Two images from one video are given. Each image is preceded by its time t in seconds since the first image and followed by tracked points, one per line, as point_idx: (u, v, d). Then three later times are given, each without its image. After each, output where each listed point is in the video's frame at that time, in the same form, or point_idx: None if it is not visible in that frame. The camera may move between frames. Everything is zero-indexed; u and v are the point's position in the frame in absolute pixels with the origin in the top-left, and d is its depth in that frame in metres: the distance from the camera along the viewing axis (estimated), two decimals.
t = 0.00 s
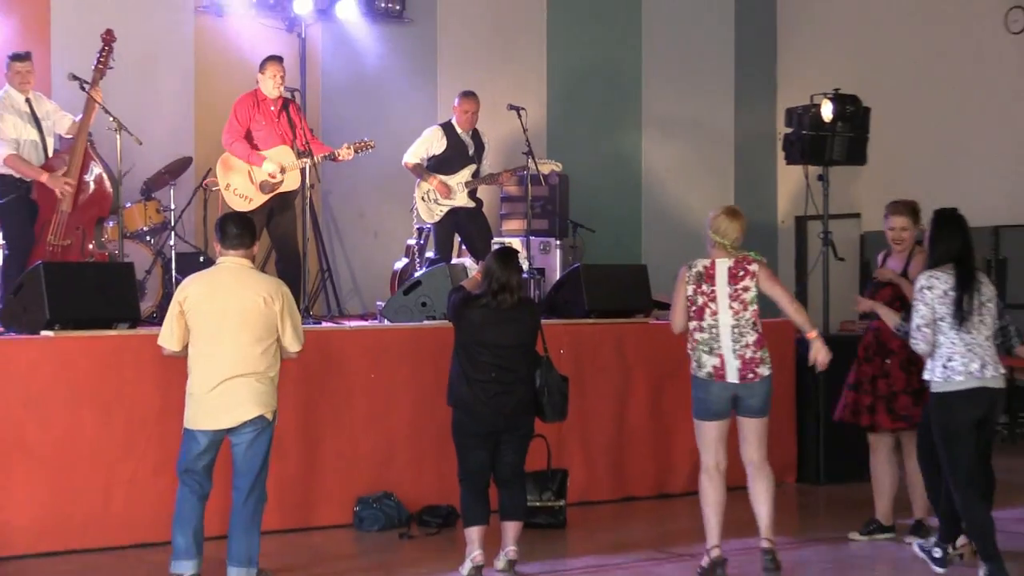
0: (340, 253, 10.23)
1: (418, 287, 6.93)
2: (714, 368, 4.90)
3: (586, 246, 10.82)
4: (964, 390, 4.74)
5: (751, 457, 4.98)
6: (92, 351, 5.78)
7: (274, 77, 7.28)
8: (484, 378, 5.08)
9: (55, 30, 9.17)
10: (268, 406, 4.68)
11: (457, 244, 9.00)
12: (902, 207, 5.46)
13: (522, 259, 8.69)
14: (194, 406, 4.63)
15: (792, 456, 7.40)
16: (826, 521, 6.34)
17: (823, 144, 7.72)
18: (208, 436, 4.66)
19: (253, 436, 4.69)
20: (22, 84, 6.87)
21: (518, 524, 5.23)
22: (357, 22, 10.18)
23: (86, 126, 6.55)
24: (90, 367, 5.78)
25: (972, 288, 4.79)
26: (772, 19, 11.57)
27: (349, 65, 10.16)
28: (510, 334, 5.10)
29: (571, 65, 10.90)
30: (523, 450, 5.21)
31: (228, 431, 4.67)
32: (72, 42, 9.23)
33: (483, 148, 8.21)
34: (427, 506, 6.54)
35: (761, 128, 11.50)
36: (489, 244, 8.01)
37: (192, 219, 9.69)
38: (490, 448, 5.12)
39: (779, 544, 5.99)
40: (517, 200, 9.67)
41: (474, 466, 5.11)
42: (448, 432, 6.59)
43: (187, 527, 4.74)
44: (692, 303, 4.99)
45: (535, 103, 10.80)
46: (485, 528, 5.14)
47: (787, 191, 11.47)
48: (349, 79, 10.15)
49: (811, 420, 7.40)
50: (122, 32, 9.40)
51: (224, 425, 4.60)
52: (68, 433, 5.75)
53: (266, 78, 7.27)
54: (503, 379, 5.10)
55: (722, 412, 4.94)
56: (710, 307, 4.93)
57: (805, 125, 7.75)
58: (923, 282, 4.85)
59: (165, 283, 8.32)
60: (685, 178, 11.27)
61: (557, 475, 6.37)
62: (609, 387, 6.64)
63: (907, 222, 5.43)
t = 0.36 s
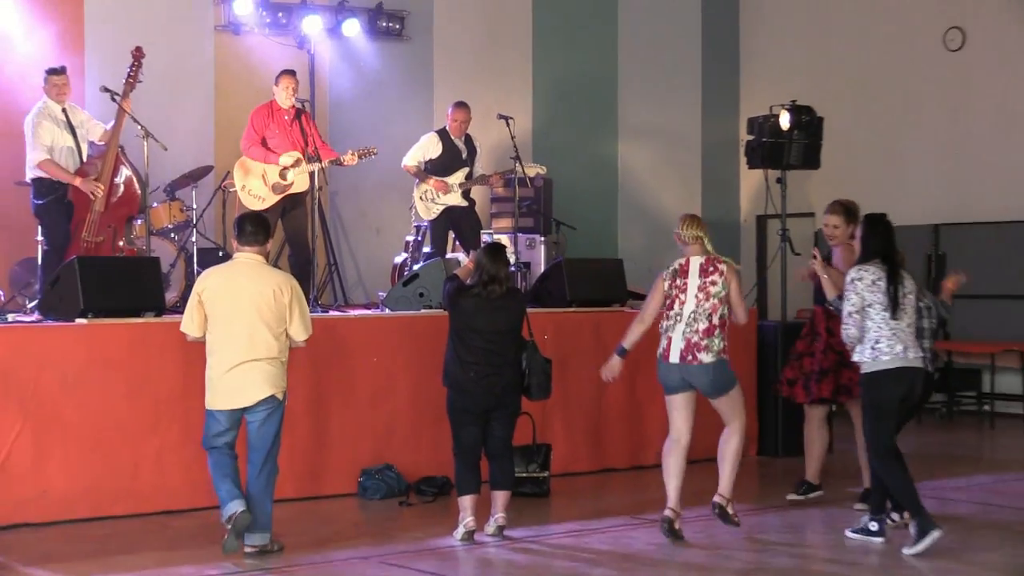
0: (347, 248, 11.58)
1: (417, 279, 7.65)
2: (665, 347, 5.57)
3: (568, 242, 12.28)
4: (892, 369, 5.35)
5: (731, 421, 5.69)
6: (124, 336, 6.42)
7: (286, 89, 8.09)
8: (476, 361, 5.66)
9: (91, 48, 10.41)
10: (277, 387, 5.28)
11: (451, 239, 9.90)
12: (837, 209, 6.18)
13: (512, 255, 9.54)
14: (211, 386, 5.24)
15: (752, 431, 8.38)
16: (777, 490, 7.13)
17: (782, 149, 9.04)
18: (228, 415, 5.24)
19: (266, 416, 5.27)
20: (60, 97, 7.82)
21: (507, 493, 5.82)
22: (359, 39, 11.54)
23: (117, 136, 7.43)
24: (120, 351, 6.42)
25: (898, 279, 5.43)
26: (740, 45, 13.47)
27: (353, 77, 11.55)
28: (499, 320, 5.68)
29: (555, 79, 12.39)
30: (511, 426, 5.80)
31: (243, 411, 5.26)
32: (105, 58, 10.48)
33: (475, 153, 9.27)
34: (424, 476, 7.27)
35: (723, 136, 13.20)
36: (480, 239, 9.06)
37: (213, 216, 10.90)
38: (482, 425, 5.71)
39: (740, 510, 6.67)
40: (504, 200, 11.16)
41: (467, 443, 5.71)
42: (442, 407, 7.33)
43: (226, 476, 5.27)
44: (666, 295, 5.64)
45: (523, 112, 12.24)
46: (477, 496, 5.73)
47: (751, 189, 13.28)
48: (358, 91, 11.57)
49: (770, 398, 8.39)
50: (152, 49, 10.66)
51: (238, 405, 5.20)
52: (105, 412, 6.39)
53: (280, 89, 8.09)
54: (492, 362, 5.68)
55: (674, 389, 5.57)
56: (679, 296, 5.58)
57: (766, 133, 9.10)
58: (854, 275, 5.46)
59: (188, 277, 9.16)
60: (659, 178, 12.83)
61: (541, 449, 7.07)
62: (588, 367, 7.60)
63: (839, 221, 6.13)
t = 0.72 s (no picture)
0: (339, 237, 11.90)
1: (408, 267, 8.00)
2: (677, 343, 5.77)
3: (552, 233, 12.66)
4: (844, 348, 5.68)
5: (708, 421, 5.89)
6: (127, 322, 6.66)
7: (284, 87, 8.44)
8: (463, 344, 5.93)
9: (96, 46, 10.80)
10: (264, 371, 5.48)
11: (441, 230, 10.27)
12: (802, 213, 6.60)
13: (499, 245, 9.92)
14: (201, 369, 5.39)
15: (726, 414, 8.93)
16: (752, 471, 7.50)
17: (755, 144, 9.82)
18: (219, 397, 5.41)
19: (255, 401, 5.46)
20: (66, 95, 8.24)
21: (493, 471, 6.09)
22: (353, 40, 11.87)
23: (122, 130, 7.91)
24: (125, 336, 6.66)
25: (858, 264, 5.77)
26: (716, 42, 13.89)
27: (348, 76, 11.86)
28: (486, 306, 5.94)
29: (542, 77, 12.76)
30: (498, 407, 6.07)
31: (233, 394, 5.44)
32: (108, 56, 10.85)
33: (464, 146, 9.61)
34: (415, 456, 7.61)
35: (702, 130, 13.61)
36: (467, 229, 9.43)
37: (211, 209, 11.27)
38: (469, 406, 5.99)
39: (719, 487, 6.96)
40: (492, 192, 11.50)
41: (455, 422, 5.99)
42: (432, 390, 7.68)
43: (211, 483, 5.45)
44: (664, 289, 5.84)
45: (509, 109, 12.60)
46: (465, 474, 6.01)
47: (725, 182, 13.74)
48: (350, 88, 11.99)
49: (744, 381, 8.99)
50: (155, 48, 11.06)
51: (229, 387, 5.37)
52: (108, 395, 6.62)
53: (278, 87, 8.44)
54: (479, 345, 5.95)
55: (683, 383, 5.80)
56: (680, 290, 5.80)
57: (739, 128, 9.83)
58: (821, 255, 5.77)
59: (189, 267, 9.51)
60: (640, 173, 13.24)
61: (526, 429, 7.39)
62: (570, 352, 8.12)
63: (802, 230, 6.55)
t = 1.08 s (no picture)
0: (330, 234, 11.92)
1: (399, 264, 8.00)
2: (684, 327, 5.76)
3: (542, 230, 12.65)
4: (809, 343, 5.72)
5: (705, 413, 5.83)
6: (117, 319, 6.65)
7: (273, 85, 8.44)
8: (454, 342, 5.92)
9: (86, 41, 10.78)
10: (245, 368, 5.40)
11: (431, 227, 10.27)
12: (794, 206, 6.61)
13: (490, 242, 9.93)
14: (182, 367, 5.30)
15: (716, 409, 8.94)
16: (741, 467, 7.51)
17: (745, 141, 9.83)
18: (202, 397, 5.33)
19: (239, 399, 5.38)
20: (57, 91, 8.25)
21: (484, 468, 6.09)
22: (342, 36, 11.88)
23: (111, 126, 7.96)
24: (114, 333, 6.64)
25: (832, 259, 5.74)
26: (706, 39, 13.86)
27: (338, 73, 11.91)
28: (477, 303, 5.94)
29: (532, 74, 12.75)
30: (489, 404, 6.07)
31: (217, 394, 5.36)
32: (98, 53, 10.84)
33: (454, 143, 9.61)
34: (405, 453, 7.60)
35: (693, 128, 13.61)
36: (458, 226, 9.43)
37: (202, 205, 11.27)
38: (460, 403, 5.97)
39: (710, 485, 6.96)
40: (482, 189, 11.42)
41: (446, 419, 5.98)
42: (422, 387, 7.67)
43: (202, 492, 5.40)
44: (647, 277, 5.81)
45: (500, 106, 12.61)
46: (456, 472, 6.00)
47: (715, 179, 13.75)
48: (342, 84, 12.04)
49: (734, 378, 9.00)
50: (145, 44, 11.04)
51: (211, 387, 5.29)
52: (97, 392, 6.60)
53: (268, 84, 8.43)
54: (470, 343, 5.94)
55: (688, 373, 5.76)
56: (666, 277, 5.78)
57: (730, 125, 9.83)
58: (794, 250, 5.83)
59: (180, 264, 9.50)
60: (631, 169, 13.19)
61: (516, 426, 7.37)
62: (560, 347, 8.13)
63: (795, 222, 6.55)
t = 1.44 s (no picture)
0: (331, 234, 11.93)
1: (399, 264, 8.01)
2: (631, 327, 5.80)
3: (543, 231, 12.65)
4: (814, 352, 5.70)
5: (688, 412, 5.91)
6: (117, 320, 6.64)
7: (274, 84, 8.43)
8: (455, 342, 5.92)
9: (86, 43, 10.77)
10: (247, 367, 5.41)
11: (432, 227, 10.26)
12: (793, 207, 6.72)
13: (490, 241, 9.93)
14: (184, 368, 5.28)
15: (717, 409, 8.94)
16: (743, 467, 7.51)
17: (745, 141, 9.83)
18: (203, 397, 5.32)
19: (240, 398, 5.37)
20: (60, 90, 8.24)
21: (484, 468, 6.09)
22: (342, 35, 11.88)
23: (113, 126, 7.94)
24: (115, 332, 6.63)
25: (833, 267, 5.74)
26: (707, 40, 13.88)
27: (339, 72, 11.89)
28: (478, 303, 5.94)
29: (533, 73, 12.75)
30: (490, 404, 6.06)
31: (218, 393, 5.35)
32: (100, 53, 10.84)
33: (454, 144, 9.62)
34: (406, 453, 7.60)
35: (693, 128, 13.62)
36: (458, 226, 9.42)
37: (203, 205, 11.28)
38: (461, 403, 5.97)
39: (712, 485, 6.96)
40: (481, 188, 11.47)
41: (447, 419, 5.98)
42: (423, 388, 7.67)
43: (201, 492, 5.40)
44: (623, 279, 5.86)
45: (500, 106, 12.60)
46: (456, 472, 6.00)
47: (716, 179, 13.75)
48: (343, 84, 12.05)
49: (735, 380, 9.00)
50: (145, 45, 11.04)
51: (213, 386, 5.29)
52: (98, 392, 6.60)
53: (268, 84, 8.43)
54: (470, 343, 5.94)
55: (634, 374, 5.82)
56: (637, 280, 5.80)
57: (731, 126, 9.83)
58: (792, 262, 5.81)
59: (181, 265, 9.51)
60: (631, 170, 13.20)
61: (517, 426, 7.37)
62: (563, 348, 8.14)
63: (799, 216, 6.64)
